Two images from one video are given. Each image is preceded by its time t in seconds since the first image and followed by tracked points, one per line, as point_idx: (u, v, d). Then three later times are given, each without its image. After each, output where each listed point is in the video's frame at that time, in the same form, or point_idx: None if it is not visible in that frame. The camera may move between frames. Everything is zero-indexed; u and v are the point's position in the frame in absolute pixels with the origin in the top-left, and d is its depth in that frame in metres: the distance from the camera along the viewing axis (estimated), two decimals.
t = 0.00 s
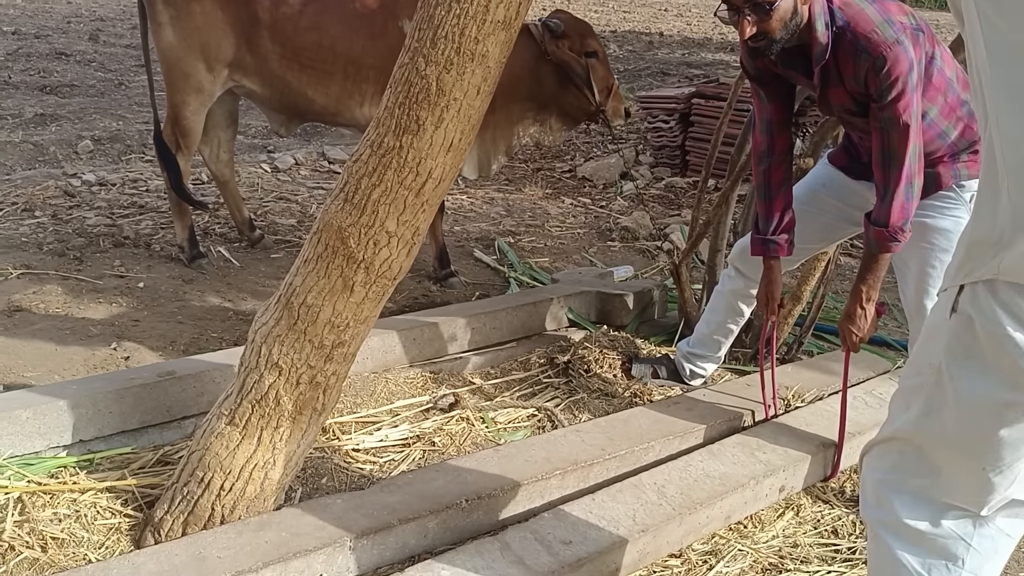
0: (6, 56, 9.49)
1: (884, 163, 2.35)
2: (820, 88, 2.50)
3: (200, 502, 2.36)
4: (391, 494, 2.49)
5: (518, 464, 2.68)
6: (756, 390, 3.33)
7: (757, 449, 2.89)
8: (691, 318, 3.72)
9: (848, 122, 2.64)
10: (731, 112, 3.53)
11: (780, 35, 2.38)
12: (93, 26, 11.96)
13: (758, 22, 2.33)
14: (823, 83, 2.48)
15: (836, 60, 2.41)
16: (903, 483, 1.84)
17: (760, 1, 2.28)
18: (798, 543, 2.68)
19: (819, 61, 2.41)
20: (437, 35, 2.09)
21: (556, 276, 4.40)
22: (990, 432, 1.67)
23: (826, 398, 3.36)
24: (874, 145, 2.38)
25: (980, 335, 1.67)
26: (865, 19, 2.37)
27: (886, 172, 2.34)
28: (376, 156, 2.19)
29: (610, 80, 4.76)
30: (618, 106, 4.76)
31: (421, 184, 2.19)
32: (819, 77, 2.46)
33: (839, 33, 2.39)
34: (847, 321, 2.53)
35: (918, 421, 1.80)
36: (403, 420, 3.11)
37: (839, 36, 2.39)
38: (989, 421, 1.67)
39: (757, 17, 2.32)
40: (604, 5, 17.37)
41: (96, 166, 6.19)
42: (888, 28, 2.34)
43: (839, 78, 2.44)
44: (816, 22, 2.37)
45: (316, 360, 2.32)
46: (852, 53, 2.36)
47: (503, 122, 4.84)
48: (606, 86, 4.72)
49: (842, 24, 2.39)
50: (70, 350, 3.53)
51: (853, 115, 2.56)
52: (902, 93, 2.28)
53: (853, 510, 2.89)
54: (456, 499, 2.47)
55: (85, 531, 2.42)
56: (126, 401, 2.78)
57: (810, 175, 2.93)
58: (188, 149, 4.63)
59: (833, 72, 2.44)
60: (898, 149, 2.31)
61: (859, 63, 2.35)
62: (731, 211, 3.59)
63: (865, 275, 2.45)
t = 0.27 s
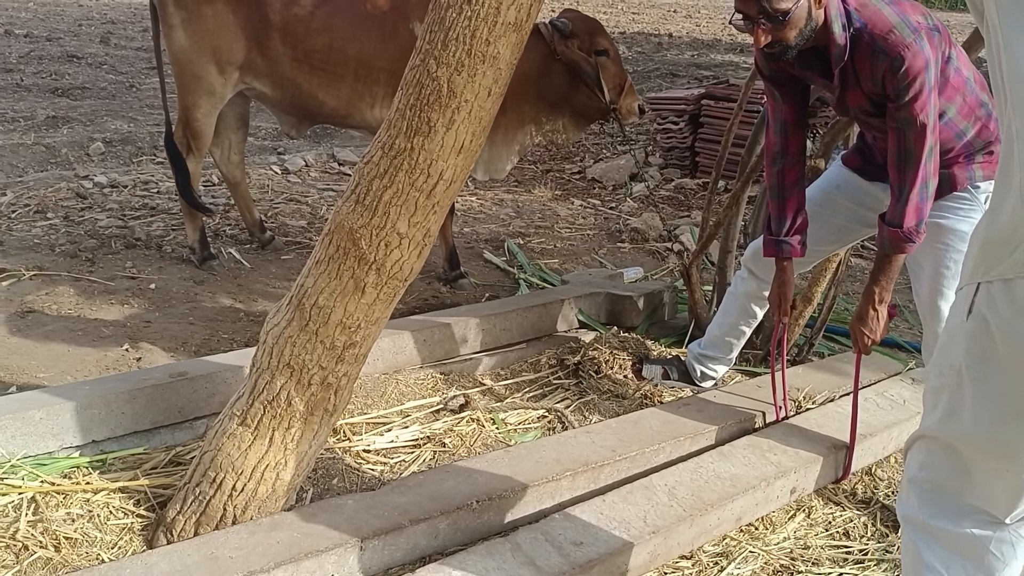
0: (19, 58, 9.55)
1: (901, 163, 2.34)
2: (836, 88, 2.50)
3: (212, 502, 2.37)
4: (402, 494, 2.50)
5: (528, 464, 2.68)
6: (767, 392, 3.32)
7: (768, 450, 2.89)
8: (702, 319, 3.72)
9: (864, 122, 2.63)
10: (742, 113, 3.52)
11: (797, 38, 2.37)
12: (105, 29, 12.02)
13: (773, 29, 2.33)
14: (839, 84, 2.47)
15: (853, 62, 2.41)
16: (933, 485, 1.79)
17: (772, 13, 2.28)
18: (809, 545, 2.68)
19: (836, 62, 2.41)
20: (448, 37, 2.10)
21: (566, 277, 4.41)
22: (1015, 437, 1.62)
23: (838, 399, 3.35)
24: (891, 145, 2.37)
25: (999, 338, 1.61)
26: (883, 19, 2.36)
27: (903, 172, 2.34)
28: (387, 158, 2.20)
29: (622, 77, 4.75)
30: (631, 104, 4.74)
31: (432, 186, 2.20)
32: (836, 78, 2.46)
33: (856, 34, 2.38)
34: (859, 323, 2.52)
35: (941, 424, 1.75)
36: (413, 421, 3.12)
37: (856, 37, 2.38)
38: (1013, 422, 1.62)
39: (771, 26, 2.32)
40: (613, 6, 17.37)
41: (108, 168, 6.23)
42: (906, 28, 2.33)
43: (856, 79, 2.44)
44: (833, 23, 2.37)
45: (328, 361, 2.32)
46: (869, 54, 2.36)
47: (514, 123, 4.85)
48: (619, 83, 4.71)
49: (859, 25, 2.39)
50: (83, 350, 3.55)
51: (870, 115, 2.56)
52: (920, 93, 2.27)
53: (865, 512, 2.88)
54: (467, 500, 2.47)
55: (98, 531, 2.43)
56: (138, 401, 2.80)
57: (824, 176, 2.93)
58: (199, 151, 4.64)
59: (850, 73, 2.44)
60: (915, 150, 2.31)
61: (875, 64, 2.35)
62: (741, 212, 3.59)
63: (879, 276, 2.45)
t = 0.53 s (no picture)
0: (27, 60, 9.57)
1: (914, 164, 2.34)
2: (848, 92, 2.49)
3: (220, 503, 2.38)
4: (409, 496, 2.50)
5: (536, 466, 2.68)
6: (774, 393, 3.31)
7: (776, 452, 2.88)
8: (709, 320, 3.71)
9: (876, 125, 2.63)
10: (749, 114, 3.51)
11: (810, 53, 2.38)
12: (112, 31, 12.05)
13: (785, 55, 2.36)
14: (853, 87, 2.47)
15: (867, 65, 2.40)
16: (959, 497, 1.63)
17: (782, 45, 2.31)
18: (817, 547, 2.67)
19: (850, 67, 2.41)
20: (455, 38, 2.10)
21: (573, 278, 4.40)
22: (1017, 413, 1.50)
23: (846, 401, 3.34)
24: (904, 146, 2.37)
25: (994, 314, 1.53)
26: (898, 23, 2.36)
27: (917, 173, 2.33)
28: (395, 159, 2.20)
29: (627, 77, 4.77)
30: (637, 104, 4.76)
31: (439, 187, 2.20)
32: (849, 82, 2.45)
33: (871, 37, 2.38)
34: (872, 324, 2.52)
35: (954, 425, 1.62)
36: (420, 422, 3.11)
37: (871, 40, 2.38)
38: (1018, 397, 1.53)
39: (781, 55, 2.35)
40: (619, 7, 17.38)
41: (116, 169, 6.25)
42: (920, 30, 2.33)
43: (868, 82, 2.44)
44: (847, 29, 2.36)
45: (335, 362, 2.33)
46: (884, 56, 2.35)
47: (522, 124, 4.85)
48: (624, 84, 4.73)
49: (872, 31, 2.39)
50: (91, 351, 3.56)
51: (882, 117, 2.55)
52: (935, 95, 2.27)
53: (873, 514, 2.87)
54: (474, 502, 2.47)
55: (107, 531, 2.44)
56: (146, 403, 2.80)
57: (834, 178, 2.92)
58: (206, 153, 4.66)
59: (862, 78, 2.44)
60: (929, 150, 2.30)
61: (890, 66, 2.34)
62: (749, 213, 3.58)
63: (892, 279, 2.44)
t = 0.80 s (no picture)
0: (36, 64, 9.62)
1: (926, 168, 2.34)
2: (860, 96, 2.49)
3: (228, 505, 2.39)
4: (417, 498, 2.50)
5: (543, 468, 2.69)
6: (782, 396, 3.31)
7: (784, 455, 2.88)
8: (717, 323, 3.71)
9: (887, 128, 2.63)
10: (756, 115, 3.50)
11: (823, 63, 2.38)
12: (120, 34, 12.10)
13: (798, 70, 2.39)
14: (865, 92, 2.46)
15: (880, 70, 2.39)
16: (976, 486, 1.76)
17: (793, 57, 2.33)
18: (826, 550, 2.66)
19: (862, 72, 2.40)
20: (463, 42, 2.10)
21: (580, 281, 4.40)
22: None
23: (854, 404, 3.34)
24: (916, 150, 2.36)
25: (998, 307, 1.67)
26: (910, 28, 2.35)
27: (929, 177, 2.33)
28: (403, 162, 2.20)
29: (634, 80, 4.76)
30: (643, 107, 4.77)
31: (447, 190, 2.21)
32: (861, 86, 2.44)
33: (883, 42, 2.38)
34: (880, 325, 2.52)
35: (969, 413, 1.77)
36: (428, 424, 3.12)
37: (884, 45, 2.38)
38: None
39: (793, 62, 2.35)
40: (626, 10, 17.37)
41: (125, 172, 6.27)
42: (933, 34, 2.32)
43: (880, 87, 2.43)
44: (859, 35, 2.36)
45: (343, 364, 2.33)
46: (896, 60, 2.35)
47: (528, 127, 4.85)
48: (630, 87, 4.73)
49: (885, 35, 2.38)
50: (100, 354, 3.58)
51: (893, 121, 2.55)
52: (948, 100, 2.26)
53: (882, 517, 2.86)
54: (482, 504, 2.47)
55: (116, 533, 2.45)
56: (155, 405, 2.81)
57: (843, 180, 2.92)
58: (215, 156, 4.68)
59: (874, 82, 2.43)
60: (941, 154, 2.30)
61: (903, 72, 2.34)
62: (756, 215, 3.58)
63: (902, 279, 2.44)
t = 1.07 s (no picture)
0: (52, 69, 9.69)
1: (947, 170, 2.33)
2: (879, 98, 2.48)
3: (241, 508, 2.39)
4: (429, 501, 2.50)
5: (555, 472, 2.68)
6: (796, 400, 3.30)
7: (797, 459, 2.87)
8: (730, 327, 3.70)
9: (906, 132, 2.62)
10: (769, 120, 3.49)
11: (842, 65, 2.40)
12: (135, 40, 12.17)
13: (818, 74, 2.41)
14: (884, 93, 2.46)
15: (899, 72, 2.39)
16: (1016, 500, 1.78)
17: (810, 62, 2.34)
18: (839, 556, 2.65)
19: (882, 73, 2.40)
20: (477, 46, 2.11)
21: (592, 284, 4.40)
22: None
23: (868, 408, 3.32)
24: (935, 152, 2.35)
25: None
26: (928, 28, 2.35)
27: (949, 179, 2.32)
28: (415, 166, 2.21)
29: (645, 85, 4.76)
30: (653, 112, 4.77)
31: (460, 194, 2.21)
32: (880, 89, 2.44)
33: (902, 43, 2.38)
34: (899, 327, 2.54)
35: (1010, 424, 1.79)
36: (440, 428, 3.12)
37: (903, 46, 2.37)
38: None
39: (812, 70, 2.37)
40: (638, 14, 17.37)
41: (139, 176, 6.31)
42: (952, 36, 2.32)
43: (899, 89, 2.43)
44: (878, 36, 2.37)
45: (356, 368, 2.34)
46: (915, 62, 2.34)
47: (541, 130, 4.86)
48: (641, 93, 4.73)
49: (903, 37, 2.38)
50: (115, 357, 3.60)
51: (913, 124, 2.54)
52: (968, 101, 2.25)
53: (896, 522, 2.85)
54: (494, 508, 2.47)
55: (130, 535, 2.46)
56: (169, 408, 2.83)
57: (860, 184, 2.91)
58: (229, 160, 4.70)
59: (893, 84, 2.43)
60: (961, 156, 2.29)
61: (922, 73, 2.33)
62: (769, 219, 3.57)
63: (922, 284, 2.44)
